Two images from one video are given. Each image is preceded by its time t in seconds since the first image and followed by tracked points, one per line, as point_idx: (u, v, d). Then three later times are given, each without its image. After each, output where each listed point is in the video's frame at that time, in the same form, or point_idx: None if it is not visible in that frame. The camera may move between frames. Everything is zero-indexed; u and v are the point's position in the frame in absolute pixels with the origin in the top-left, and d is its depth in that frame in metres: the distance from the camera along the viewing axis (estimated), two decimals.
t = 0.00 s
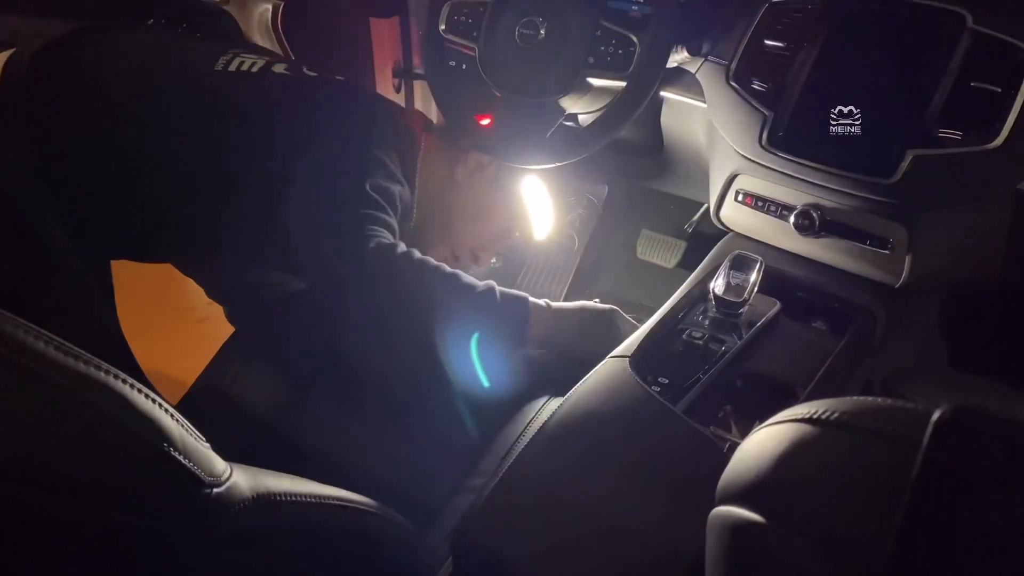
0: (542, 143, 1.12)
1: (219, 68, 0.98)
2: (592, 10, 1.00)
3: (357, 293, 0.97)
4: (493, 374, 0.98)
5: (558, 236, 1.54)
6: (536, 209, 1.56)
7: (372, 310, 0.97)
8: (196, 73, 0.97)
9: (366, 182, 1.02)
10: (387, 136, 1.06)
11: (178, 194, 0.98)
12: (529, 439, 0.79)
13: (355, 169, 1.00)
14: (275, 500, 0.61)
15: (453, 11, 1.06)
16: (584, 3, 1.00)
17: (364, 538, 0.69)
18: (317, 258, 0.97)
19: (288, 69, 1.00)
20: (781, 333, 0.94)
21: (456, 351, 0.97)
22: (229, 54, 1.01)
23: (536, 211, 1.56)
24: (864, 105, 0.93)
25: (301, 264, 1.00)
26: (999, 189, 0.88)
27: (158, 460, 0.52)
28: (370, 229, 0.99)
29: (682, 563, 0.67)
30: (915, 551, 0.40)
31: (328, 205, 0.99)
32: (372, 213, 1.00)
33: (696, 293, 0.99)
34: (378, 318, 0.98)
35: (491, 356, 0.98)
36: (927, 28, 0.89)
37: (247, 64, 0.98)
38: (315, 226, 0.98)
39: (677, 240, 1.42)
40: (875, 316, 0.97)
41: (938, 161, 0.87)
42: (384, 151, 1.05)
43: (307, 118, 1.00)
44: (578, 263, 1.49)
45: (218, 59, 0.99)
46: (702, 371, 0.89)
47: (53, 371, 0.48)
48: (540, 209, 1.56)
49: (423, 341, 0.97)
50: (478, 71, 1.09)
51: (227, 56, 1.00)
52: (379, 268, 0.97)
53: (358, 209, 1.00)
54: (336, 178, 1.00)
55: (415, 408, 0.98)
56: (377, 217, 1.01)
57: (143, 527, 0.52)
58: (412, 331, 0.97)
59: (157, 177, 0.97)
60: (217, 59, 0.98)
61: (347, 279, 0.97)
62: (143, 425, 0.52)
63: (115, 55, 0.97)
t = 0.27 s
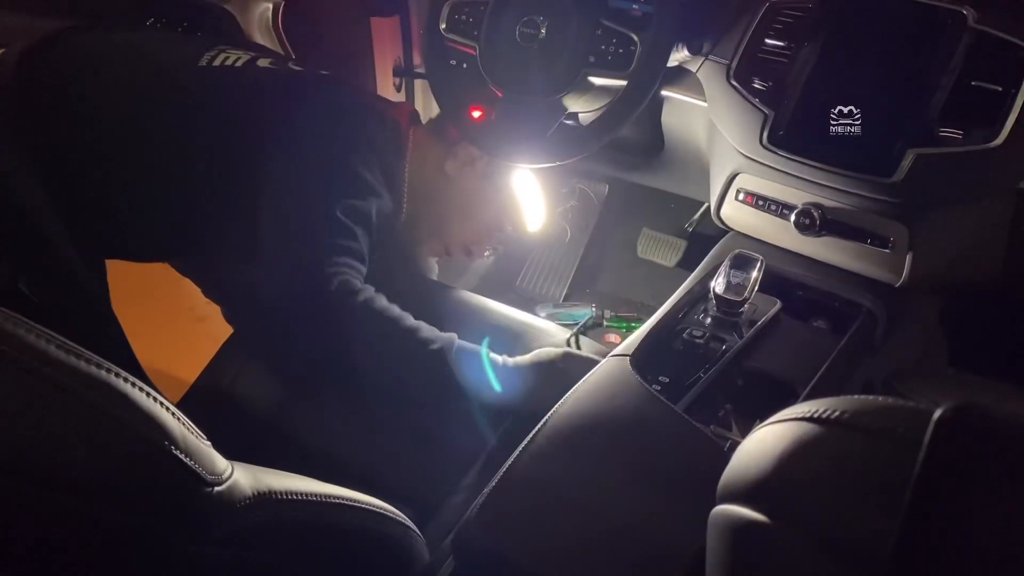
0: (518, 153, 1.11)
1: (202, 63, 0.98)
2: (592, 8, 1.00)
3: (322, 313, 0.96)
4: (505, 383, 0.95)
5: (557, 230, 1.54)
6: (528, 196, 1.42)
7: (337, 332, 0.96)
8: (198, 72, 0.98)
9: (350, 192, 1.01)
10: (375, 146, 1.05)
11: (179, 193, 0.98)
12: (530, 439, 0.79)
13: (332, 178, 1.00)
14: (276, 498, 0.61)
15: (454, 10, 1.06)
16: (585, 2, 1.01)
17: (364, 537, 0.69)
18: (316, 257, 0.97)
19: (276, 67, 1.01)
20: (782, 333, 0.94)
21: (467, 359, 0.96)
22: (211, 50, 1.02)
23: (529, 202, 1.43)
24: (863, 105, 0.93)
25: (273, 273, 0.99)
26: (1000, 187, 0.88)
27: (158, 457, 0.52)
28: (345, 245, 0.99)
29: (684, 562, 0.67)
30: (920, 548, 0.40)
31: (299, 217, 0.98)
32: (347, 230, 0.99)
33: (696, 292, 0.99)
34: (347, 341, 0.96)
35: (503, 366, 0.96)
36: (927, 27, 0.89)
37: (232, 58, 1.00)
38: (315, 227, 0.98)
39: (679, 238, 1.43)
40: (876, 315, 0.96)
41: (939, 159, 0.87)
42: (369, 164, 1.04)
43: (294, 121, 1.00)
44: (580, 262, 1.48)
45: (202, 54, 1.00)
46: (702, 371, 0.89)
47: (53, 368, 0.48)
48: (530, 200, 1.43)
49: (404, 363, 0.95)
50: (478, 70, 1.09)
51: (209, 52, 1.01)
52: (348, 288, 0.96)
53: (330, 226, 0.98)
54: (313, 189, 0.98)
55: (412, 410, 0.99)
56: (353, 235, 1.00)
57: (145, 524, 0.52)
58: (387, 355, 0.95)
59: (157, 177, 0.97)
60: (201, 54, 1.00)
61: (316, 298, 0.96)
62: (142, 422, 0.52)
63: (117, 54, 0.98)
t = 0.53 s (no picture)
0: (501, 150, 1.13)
1: (189, 56, 0.99)
2: (591, 8, 1.00)
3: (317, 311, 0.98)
4: (515, 386, 0.94)
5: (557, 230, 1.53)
6: (522, 192, 1.38)
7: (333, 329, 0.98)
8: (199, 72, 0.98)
9: (337, 186, 1.03)
10: (360, 138, 1.07)
11: (180, 193, 0.99)
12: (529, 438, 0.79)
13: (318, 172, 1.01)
14: (278, 496, 0.61)
15: (453, 10, 1.06)
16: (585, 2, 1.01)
17: (363, 536, 0.69)
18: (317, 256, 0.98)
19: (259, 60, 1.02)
20: (782, 332, 0.94)
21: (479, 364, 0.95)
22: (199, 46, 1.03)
23: (522, 195, 1.40)
24: (863, 104, 0.93)
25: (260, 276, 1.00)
26: (1000, 187, 0.88)
27: (160, 456, 0.52)
28: (335, 239, 1.01)
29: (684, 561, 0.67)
30: (917, 545, 0.40)
31: (287, 215, 0.99)
32: (337, 223, 1.01)
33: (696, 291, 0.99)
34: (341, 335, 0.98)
35: (515, 368, 0.95)
36: (927, 27, 0.89)
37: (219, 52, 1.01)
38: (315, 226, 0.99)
39: (678, 238, 1.44)
40: (876, 314, 0.96)
41: (939, 159, 0.88)
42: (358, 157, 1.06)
43: (276, 117, 1.00)
44: (581, 260, 1.48)
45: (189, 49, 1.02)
46: (702, 370, 0.89)
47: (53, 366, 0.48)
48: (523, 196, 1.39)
49: (399, 357, 0.96)
50: (478, 70, 1.09)
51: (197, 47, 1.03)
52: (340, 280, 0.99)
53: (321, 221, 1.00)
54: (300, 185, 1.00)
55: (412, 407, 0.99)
56: (345, 228, 1.02)
57: (144, 522, 0.52)
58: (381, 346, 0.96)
59: (158, 176, 0.98)
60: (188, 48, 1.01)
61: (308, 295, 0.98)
62: (144, 420, 0.52)
63: (117, 54, 0.98)
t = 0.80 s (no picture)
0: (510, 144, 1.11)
1: (195, 53, 0.99)
2: (591, 7, 1.00)
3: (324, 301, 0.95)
4: (513, 388, 0.94)
5: (557, 230, 1.53)
6: (522, 189, 1.42)
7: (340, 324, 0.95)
8: (200, 72, 0.97)
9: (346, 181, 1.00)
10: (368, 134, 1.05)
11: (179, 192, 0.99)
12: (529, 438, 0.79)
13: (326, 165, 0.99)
14: (277, 495, 0.61)
15: (454, 9, 1.06)
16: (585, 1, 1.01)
17: (362, 536, 0.68)
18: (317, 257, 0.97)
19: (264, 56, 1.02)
20: (782, 332, 0.94)
21: (477, 365, 0.93)
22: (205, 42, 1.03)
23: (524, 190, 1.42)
24: (863, 104, 0.93)
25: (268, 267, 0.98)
26: (1001, 187, 0.88)
27: (159, 457, 0.52)
28: (339, 232, 0.98)
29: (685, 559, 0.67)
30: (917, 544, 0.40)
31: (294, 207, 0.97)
32: (344, 216, 0.99)
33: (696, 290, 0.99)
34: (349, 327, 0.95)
35: (512, 368, 0.94)
36: (927, 27, 0.89)
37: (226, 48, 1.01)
38: (316, 224, 0.97)
39: (679, 239, 1.43)
40: (876, 314, 0.96)
41: (941, 158, 0.87)
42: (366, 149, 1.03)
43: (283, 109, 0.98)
44: (580, 259, 1.48)
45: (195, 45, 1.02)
46: (702, 369, 0.89)
47: (53, 365, 0.48)
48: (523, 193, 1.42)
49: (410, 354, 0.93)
50: (478, 69, 1.09)
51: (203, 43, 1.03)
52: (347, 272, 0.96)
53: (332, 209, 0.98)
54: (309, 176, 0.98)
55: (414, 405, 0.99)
56: (352, 220, 1.00)
57: (143, 523, 0.51)
58: (389, 338, 0.93)
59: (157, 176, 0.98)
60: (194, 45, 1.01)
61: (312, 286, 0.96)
62: (144, 420, 0.52)
63: (116, 53, 0.97)
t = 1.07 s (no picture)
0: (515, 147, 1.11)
1: (206, 52, 0.99)
2: (591, 7, 1.00)
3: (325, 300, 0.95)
4: (509, 383, 0.93)
5: (559, 230, 1.52)
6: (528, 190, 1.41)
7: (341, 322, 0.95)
8: (201, 71, 0.97)
9: (353, 184, 1.00)
10: (377, 135, 1.04)
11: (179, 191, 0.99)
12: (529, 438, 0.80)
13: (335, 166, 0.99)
14: (277, 495, 0.61)
15: (454, 9, 1.06)
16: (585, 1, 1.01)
17: (363, 535, 0.68)
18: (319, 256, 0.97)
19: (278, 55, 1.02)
20: (781, 332, 0.94)
21: (468, 358, 0.93)
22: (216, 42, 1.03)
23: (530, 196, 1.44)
24: (863, 105, 0.93)
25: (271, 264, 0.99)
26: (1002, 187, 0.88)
27: (160, 458, 0.52)
28: (344, 236, 0.98)
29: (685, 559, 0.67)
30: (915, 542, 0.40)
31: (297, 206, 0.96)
32: (350, 219, 0.99)
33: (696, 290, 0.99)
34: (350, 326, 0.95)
35: (506, 364, 0.94)
36: (927, 27, 0.89)
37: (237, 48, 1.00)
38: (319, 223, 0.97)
39: (678, 238, 1.43)
40: (876, 313, 0.96)
41: (940, 158, 0.88)
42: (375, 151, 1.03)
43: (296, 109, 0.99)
44: (579, 258, 1.48)
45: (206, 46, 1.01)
46: (701, 369, 0.89)
47: (54, 364, 0.48)
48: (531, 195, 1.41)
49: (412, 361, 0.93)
50: (478, 69, 1.09)
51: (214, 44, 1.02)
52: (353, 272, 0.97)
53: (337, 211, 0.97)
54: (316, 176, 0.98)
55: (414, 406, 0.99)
56: (359, 223, 1.00)
57: (142, 522, 0.52)
58: (389, 338, 0.93)
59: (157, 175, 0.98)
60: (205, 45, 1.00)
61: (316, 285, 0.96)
62: (145, 421, 0.51)
63: (118, 52, 0.98)
